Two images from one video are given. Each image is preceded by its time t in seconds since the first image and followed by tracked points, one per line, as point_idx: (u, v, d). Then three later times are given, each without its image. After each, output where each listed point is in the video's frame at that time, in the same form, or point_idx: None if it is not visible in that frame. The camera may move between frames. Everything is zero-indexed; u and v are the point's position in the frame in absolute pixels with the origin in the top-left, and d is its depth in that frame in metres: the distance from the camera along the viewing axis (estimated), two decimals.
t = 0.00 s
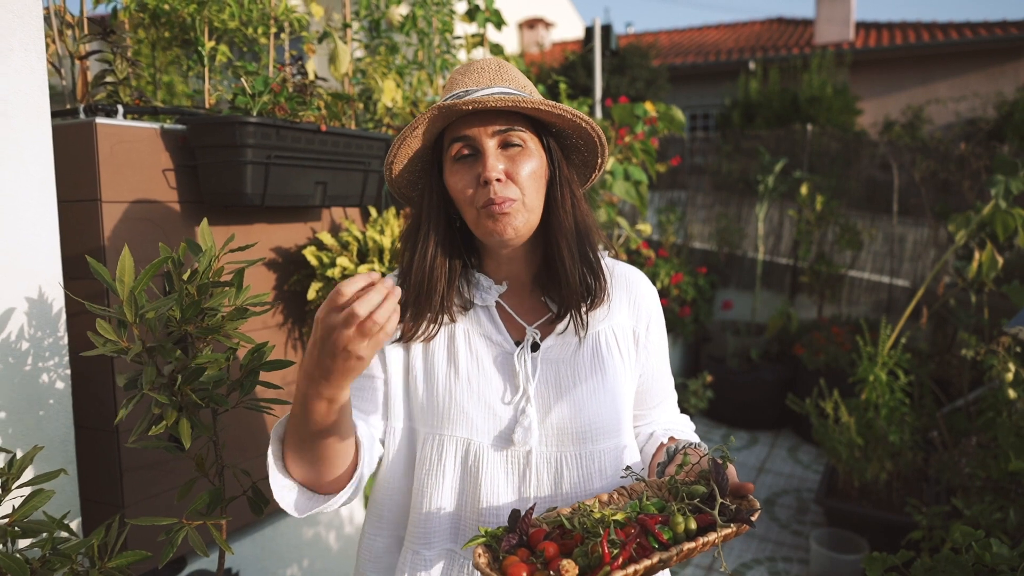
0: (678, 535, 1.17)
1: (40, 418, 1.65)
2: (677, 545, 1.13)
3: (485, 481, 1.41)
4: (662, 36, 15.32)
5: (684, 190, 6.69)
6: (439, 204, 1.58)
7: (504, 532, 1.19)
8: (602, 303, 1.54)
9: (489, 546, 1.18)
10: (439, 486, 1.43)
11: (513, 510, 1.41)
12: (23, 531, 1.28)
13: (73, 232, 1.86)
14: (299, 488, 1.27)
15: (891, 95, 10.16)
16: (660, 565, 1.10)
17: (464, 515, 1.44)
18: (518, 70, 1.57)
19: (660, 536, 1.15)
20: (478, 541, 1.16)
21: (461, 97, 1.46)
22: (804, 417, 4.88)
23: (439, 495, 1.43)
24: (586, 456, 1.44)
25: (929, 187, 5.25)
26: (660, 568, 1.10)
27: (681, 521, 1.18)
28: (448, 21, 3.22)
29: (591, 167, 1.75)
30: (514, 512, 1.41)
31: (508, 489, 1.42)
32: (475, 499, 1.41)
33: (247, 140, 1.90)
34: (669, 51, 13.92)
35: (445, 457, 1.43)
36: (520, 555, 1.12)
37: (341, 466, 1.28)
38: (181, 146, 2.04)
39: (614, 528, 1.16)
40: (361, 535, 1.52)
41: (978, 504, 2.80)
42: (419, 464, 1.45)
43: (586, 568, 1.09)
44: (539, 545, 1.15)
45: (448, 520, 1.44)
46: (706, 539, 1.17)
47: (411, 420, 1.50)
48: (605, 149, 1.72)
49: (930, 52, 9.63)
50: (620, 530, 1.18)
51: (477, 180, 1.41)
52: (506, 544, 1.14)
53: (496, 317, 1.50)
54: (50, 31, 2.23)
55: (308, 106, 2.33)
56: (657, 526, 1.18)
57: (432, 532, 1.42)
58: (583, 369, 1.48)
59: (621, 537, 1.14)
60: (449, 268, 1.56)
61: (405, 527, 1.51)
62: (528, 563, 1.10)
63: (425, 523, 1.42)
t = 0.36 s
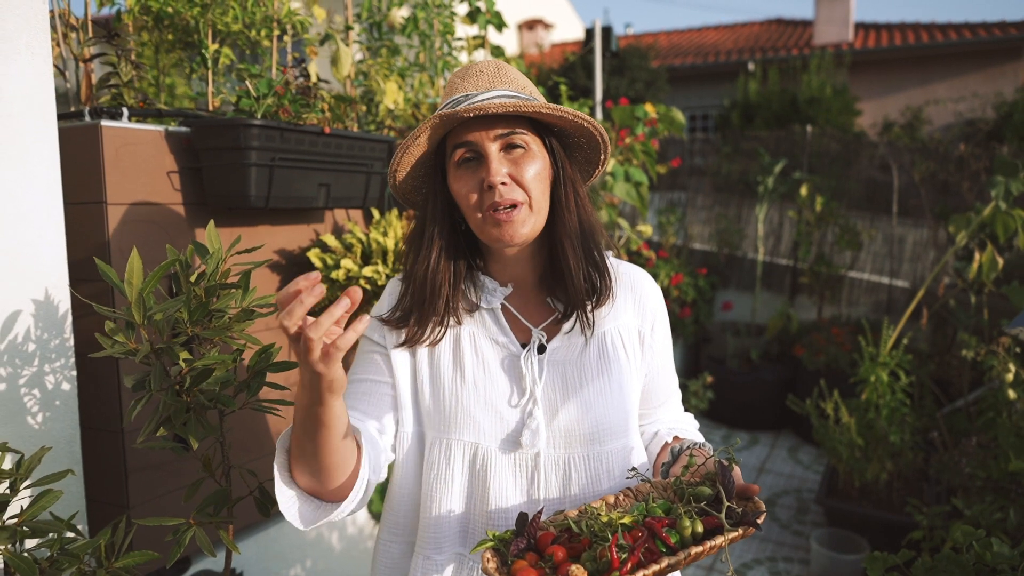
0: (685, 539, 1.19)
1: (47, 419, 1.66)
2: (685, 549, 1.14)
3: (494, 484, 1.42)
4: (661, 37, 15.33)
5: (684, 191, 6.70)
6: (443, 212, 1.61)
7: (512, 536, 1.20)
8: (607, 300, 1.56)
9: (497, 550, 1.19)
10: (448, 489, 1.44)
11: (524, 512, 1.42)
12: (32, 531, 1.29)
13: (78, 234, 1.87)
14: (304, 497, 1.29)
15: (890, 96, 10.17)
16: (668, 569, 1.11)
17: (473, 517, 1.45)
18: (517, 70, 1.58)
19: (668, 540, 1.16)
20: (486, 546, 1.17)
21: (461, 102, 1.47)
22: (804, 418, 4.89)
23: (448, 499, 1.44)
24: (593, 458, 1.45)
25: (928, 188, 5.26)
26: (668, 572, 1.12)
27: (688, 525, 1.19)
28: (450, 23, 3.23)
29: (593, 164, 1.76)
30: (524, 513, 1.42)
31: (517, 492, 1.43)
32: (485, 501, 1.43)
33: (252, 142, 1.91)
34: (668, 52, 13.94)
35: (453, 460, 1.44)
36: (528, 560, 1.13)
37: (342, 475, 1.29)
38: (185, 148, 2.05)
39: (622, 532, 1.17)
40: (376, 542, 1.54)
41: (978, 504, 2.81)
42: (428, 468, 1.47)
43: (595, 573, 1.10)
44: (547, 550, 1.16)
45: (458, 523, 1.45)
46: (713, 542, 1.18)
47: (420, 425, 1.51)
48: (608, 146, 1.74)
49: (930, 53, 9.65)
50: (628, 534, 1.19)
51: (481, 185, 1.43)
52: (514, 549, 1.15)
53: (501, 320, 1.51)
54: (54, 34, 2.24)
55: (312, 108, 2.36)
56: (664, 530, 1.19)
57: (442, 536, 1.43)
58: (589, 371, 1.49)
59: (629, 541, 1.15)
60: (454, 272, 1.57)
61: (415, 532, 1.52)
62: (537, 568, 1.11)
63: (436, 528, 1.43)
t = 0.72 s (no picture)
0: (687, 536, 1.19)
1: (50, 418, 1.66)
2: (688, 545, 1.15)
3: (501, 481, 1.43)
4: (661, 37, 15.33)
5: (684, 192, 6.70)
6: (448, 215, 1.63)
7: (513, 531, 1.22)
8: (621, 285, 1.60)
9: (498, 545, 1.20)
10: (454, 487, 1.44)
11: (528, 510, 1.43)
12: (36, 530, 1.29)
13: (80, 234, 1.88)
14: (336, 509, 1.36)
15: (890, 96, 10.18)
16: (670, 565, 1.12)
17: (478, 514, 1.45)
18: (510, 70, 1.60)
19: (669, 537, 1.17)
20: (487, 541, 1.18)
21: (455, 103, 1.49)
22: (804, 417, 4.90)
23: (454, 496, 1.44)
24: (602, 458, 1.46)
25: (928, 188, 5.27)
26: (670, 568, 1.12)
27: (689, 522, 1.19)
28: (450, 23, 3.23)
29: (595, 151, 1.78)
30: (530, 510, 1.43)
31: (523, 490, 1.44)
32: (491, 500, 1.43)
33: (253, 142, 1.91)
34: (668, 52, 13.94)
35: (460, 457, 1.44)
36: (529, 555, 1.14)
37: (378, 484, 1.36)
38: (187, 149, 2.05)
39: (623, 528, 1.18)
40: (381, 538, 1.54)
41: (978, 503, 2.81)
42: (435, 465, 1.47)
43: (597, 568, 1.11)
44: (548, 545, 1.17)
45: (463, 520, 1.45)
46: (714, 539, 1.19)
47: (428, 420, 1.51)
48: (608, 134, 1.75)
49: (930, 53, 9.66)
50: (630, 531, 1.19)
51: (482, 180, 1.44)
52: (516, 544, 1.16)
53: (510, 315, 1.52)
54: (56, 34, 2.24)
55: (313, 108, 2.36)
56: (666, 527, 1.20)
57: (447, 533, 1.43)
58: (599, 370, 1.49)
59: (631, 537, 1.16)
60: (461, 269, 1.59)
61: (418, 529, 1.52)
62: (538, 563, 1.12)
63: (440, 525, 1.43)
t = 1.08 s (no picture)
0: (688, 535, 1.20)
1: (50, 418, 1.66)
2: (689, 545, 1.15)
3: (497, 481, 1.43)
4: (661, 37, 15.33)
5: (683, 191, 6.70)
6: (450, 210, 1.62)
7: (515, 527, 1.22)
8: (611, 303, 1.56)
9: (499, 540, 1.21)
10: (451, 488, 1.45)
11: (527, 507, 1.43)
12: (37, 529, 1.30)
13: (81, 234, 1.88)
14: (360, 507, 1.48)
15: (889, 96, 10.18)
16: (671, 564, 1.13)
17: (477, 514, 1.46)
18: (533, 67, 1.56)
19: (671, 535, 1.18)
20: (490, 536, 1.19)
21: (470, 104, 1.45)
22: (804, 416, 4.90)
23: (452, 496, 1.45)
24: (599, 456, 1.46)
25: (927, 187, 5.28)
26: (671, 567, 1.12)
27: (690, 521, 1.20)
28: (450, 23, 3.24)
29: (605, 167, 1.75)
30: (527, 507, 1.43)
31: (521, 489, 1.44)
32: (488, 499, 1.43)
33: (253, 142, 1.92)
34: (667, 52, 13.95)
35: (457, 458, 1.45)
36: (531, 551, 1.15)
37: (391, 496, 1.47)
38: (187, 148, 2.05)
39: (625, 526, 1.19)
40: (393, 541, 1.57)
41: (977, 502, 2.82)
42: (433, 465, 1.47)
43: (598, 565, 1.11)
44: (550, 541, 1.18)
45: (462, 518, 1.46)
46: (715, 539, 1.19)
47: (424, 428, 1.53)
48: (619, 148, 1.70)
49: (929, 52, 9.67)
50: (632, 529, 1.20)
51: (485, 185, 1.44)
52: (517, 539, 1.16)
53: (504, 317, 1.52)
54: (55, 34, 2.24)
55: (313, 108, 2.37)
56: (667, 525, 1.20)
57: (446, 535, 1.46)
58: (594, 370, 1.49)
59: (632, 535, 1.16)
60: (455, 269, 1.59)
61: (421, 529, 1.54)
62: (540, 559, 1.13)
63: (440, 529, 1.46)
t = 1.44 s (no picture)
0: (684, 533, 1.20)
1: (43, 415, 1.65)
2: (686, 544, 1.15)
3: (494, 476, 1.44)
4: (657, 37, 15.35)
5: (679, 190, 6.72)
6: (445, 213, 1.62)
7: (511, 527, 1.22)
8: (612, 285, 1.58)
9: (496, 539, 1.20)
10: (448, 483, 1.45)
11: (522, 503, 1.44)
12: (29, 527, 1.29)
13: (74, 231, 1.87)
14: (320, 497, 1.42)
15: (885, 96, 10.21)
16: (668, 562, 1.13)
17: (472, 510, 1.46)
18: (502, 67, 1.54)
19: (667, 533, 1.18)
20: (486, 535, 1.19)
21: (450, 121, 1.43)
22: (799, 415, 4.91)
23: (448, 493, 1.45)
24: (595, 453, 1.46)
25: (922, 187, 5.30)
26: (668, 565, 1.12)
27: (686, 519, 1.20)
28: (446, 21, 3.24)
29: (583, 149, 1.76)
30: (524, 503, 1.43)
31: (517, 484, 1.45)
32: (484, 495, 1.44)
33: (248, 139, 1.91)
34: (664, 51, 13.96)
35: (454, 453, 1.45)
36: (528, 549, 1.15)
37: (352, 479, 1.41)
38: (181, 145, 2.05)
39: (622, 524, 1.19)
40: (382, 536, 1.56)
41: (971, 500, 2.83)
42: (428, 461, 1.47)
43: (596, 564, 1.11)
44: (547, 539, 1.17)
45: (457, 514, 1.46)
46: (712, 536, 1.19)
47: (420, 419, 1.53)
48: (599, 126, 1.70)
49: (924, 53, 9.70)
50: (628, 526, 1.20)
51: (480, 194, 1.44)
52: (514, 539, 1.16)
53: (501, 312, 1.53)
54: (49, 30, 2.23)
55: (308, 105, 2.35)
56: (664, 524, 1.20)
57: (440, 529, 1.44)
58: (590, 366, 1.49)
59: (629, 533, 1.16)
60: (455, 268, 1.58)
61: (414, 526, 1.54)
62: (537, 557, 1.12)
63: (434, 522, 1.44)
